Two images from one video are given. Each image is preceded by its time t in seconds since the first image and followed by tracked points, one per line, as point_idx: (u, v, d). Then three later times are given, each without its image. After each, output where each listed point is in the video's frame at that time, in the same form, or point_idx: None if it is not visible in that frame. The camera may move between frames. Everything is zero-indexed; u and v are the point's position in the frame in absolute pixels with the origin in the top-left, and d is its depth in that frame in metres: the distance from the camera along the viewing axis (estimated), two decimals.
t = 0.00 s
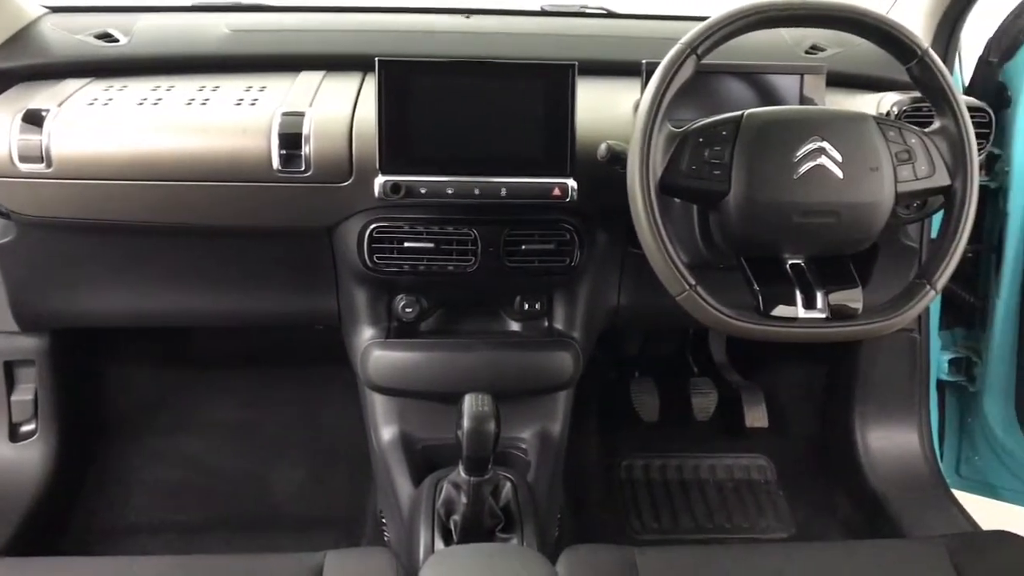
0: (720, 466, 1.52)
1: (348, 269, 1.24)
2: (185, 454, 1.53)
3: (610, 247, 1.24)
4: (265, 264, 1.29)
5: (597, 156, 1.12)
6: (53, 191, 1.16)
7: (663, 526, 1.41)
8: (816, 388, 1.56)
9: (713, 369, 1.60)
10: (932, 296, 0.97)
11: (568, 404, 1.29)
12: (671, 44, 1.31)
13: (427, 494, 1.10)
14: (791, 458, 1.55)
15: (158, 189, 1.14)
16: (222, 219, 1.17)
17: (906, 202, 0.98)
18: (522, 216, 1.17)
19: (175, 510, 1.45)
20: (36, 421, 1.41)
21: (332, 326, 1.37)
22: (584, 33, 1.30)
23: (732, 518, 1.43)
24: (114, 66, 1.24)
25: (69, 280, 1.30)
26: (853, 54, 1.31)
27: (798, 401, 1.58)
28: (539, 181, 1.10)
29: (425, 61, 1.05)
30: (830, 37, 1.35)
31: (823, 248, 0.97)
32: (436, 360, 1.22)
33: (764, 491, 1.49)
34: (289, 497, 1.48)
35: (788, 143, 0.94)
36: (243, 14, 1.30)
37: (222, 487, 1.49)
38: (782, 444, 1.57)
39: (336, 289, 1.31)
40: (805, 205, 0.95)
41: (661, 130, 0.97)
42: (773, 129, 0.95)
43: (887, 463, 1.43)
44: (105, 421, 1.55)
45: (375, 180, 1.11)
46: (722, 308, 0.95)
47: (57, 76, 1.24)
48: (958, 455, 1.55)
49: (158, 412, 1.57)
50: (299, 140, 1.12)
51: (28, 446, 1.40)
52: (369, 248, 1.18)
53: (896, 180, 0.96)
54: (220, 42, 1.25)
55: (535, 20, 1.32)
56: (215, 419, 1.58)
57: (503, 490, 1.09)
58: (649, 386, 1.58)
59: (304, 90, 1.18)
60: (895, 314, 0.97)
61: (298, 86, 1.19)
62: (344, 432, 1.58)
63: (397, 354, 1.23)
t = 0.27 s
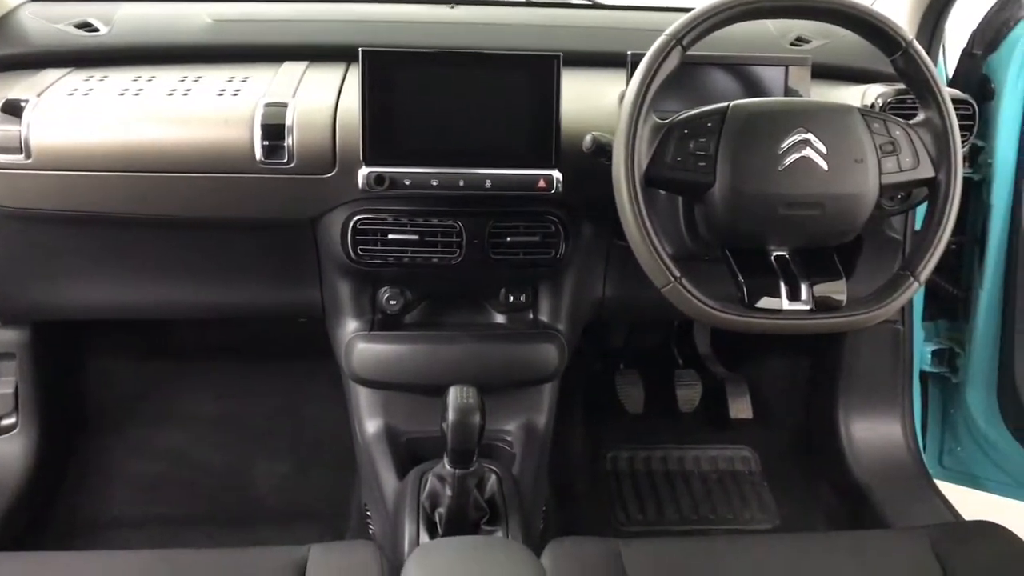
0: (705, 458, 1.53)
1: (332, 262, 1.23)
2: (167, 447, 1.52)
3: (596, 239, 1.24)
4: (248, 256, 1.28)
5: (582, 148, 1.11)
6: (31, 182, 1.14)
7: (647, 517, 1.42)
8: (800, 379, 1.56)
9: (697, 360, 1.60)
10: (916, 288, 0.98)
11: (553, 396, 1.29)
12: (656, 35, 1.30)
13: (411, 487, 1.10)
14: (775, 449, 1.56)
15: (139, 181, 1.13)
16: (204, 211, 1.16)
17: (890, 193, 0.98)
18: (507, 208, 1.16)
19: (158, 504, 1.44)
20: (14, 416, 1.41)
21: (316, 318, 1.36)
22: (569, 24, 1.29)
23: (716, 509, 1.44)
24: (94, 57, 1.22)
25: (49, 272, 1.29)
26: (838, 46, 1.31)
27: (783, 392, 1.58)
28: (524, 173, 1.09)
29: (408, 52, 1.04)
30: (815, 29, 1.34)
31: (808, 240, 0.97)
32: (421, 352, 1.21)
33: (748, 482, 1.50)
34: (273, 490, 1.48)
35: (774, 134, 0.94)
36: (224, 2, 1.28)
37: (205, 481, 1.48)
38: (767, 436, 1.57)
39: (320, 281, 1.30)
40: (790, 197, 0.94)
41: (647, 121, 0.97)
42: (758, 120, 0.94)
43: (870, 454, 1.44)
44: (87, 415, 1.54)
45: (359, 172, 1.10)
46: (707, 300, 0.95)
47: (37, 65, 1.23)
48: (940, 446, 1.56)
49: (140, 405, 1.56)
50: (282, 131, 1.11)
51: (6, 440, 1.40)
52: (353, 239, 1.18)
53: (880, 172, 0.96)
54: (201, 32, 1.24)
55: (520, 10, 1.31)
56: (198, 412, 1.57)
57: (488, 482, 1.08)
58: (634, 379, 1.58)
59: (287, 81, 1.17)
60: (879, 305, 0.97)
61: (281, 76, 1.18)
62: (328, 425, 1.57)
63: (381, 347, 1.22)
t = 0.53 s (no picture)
0: (694, 444, 1.54)
1: (321, 247, 1.22)
2: (157, 433, 1.52)
3: (587, 225, 1.23)
4: (237, 242, 1.27)
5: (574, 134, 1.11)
6: (17, 166, 1.13)
7: (637, 503, 1.42)
8: (789, 366, 1.57)
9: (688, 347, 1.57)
10: (906, 274, 0.98)
11: (544, 382, 1.29)
12: (648, 20, 1.29)
13: (402, 473, 1.10)
14: (764, 436, 1.56)
15: (127, 165, 1.12)
16: (192, 195, 1.15)
17: (881, 180, 0.99)
18: (497, 194, 1.16)
19: (147, 490, 1.44)
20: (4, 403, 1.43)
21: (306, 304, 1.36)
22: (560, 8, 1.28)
23: (706, 495, 1.44)
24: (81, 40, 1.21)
25: (36, 257, 1.28)
26: (829, 32, 1.30)
27: (772, 378, 1.59)
28: (515, 159, 1.09)
29: (398, 36, 1.03)
30: (806, 14, 1.34)
31: (799, 226, 0.97)
32: (411, 339, 1.21)
33: (738, 468, 1.50)
34: (263, 476, 1.47)
35: (765, 120, 0.94)
36: None
37: (195, 467, 1.48)
38: (756, 422, 1.58)
39: (310, 267, 1.30)
40: (781, 183, 0.94)
41: (638, 107, 0.97)
42: (750, 106, 0.94)
43: (859, 440, 1.45)
44: (75, 401, 1.53)
45: (348, 156, 1.10)
46: (698, 286, 0.95)
47: (23, 48, 1.21)
48: (929, 432, 1.56)
49: (129, 391, 1.56)
50: (271, 116, 1.11)
51: None
52: (343, 225, 1.17)
53: (871, 158, 0.96)
54: (189, 15, 1.22)
55: None
56: (187, 398, 1.56)
57: (478, 468, 1.09)
58: (624, 365, 1.55)
59: (276, 65, 1.16)
60: (870, 292, 0.97)
61: (270, 61, 1.17)
62: (318, 411, 1.57)
63: (372, 333, 1.22)
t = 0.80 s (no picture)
0: (688, 425, 1.54)
1: (316, 227, 1.22)
2: (151, 414, 1.51)
3: (583, 206, 1.23)
4: (231, 221, 1.26)
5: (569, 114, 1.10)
6: (9, 144, 1.12)
7: (631, 484, 1.42)
8: (783, 348, 1.58)
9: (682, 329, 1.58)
10: (902, 257, 0.98)
11: (538, 363, 1.29)
12: None
13: (396, 454, 1.10)
14: (758, 418, 1.57)
15: (119, 144, 1.11)
16: (186, 174, 1.14)
17: (877, 161, 0.98)
18: (493, 174, 1.15)
19: (141, 470, 1.44)
20: None
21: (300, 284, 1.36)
22: None
23: (699, 476, 1.45)
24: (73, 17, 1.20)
25: (29, 237, 1.27)
26: (828, 14, 1.30)
27: (766, 360, 1.59)
28: (510, 140, 1.08)
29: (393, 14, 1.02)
30: None
31: (795, 208, 0.97)
32: (405, 320, 1.21)
33: (732, 450, 1.51)
34: (257, 456, 1.47)
35: (762, 101, 0.93)
36: None
37: (189, 447, 1.48)
38: (750, 404, 1.58)
39: (304, 248, 1.29)
40: (778, 164, 0.94)
41: (635, 88, 0.96)
42: (747, 87, 0.94)
43: (852, 423, 1.44)
44: (69, 381, 1.53)
45: (343, 136, 1.09)
46: (693, 268, 0.94)
47: (14, 25, 1.20)
48: (922, 415, 1.57)
49: (123, 371, 1.55)
50: (265, 94, 1.09)
51: None
52: (337, 205, 1.17)
53: (868, 140, 0.96)
54: None
55: None
56: (181, 378, 1.56)
57: (473, 450, 1.09)
58: (619, 346, 1.56)
59: (271, 43, 1.15)
60: (865, 274, 0.97)
61: (265, 39, 1.16)
62: (312, 392, 1.57)
63: (366, 314, 1.21)
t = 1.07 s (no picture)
0: (686, 404, 1.54)
1: (314, 204, 1.21)
2: (149, 391, 1.51)
3: (583, 183, 1.22)
4: (228, 197, 1.26)
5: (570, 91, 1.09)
6: (4, 119, 1.11)
7: (629, 463, 1.43)
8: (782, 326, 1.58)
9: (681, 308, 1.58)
10: (904, 236, 0.97)
11: (537, 341, 1.29)
12: None
13: (395, 431, 1.10)
14: (756, 397, 1.57)
15: (116, 119, 1.10)
16: (183, 150, 1.13)
17: (879, 140, 0.98)
18: (492, 151, 1.14)
19: (139, 447, 1.44)
20: None
21: (298, 261, 1.35)
22: None
23: (697, 455, 1.45)
24: None
25: (25, 213, 1.26)
26: None
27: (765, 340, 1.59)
28: (510, 116, 1.07)
29: None
30: None
31: (796, 186, 0.96)
32: (404, 298, 1.20)
33: (730, 429, 1.51)
34: (255, 433, 1.47)
35: (765, 78, 0.93)
36: None
37: (186, 424, 1.47)
38: (748, 383, 1.58)
39: (302, 225, 1.29)
40: (779, 142, 0.93)
41: (636, 65, 0.95)
42: (749, 63, 0.93)
43: (850, 402, 1.44)
44: (67, 357, 1.52)
45: (341, 112, 1.08)
46: (693, 246, 0.94)
47: None
48: (920, 394, 1.57)
49: (121, 348, 1.55)
50: (263, 70, 1.09)
51: None
52: (335, 181, 1.16)
53: (870, 117, 0.95)
54: None
55: None
56: (179, 355, 1.56)
57: (472, 427, 1.09)
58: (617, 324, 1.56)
59: (269, 17, 1.14)
60: (867, 252, 0.96)
61: (263, 13, 1.15)
62: (310, 369, 1.56)
63: (365, 292, 1.21)
